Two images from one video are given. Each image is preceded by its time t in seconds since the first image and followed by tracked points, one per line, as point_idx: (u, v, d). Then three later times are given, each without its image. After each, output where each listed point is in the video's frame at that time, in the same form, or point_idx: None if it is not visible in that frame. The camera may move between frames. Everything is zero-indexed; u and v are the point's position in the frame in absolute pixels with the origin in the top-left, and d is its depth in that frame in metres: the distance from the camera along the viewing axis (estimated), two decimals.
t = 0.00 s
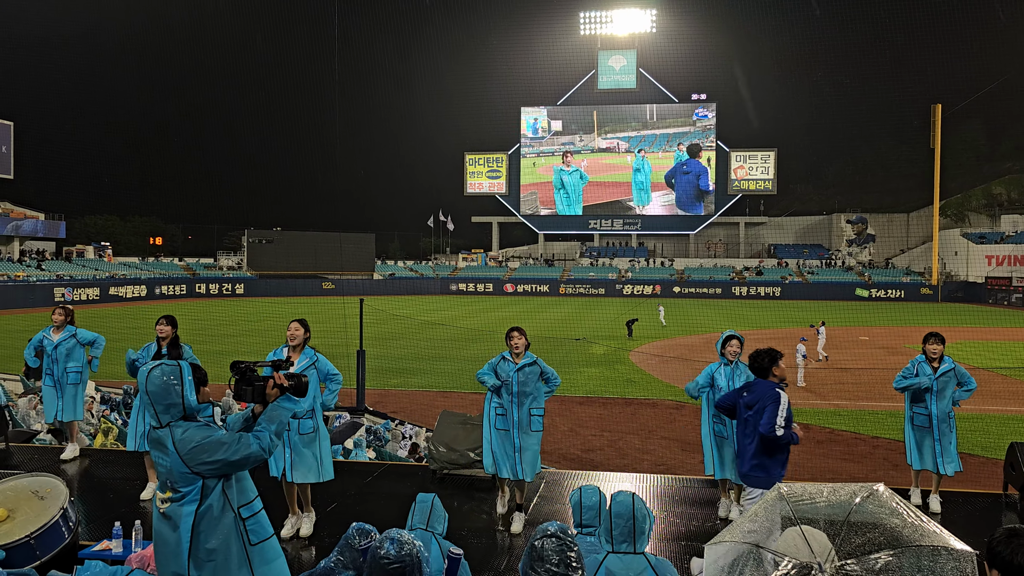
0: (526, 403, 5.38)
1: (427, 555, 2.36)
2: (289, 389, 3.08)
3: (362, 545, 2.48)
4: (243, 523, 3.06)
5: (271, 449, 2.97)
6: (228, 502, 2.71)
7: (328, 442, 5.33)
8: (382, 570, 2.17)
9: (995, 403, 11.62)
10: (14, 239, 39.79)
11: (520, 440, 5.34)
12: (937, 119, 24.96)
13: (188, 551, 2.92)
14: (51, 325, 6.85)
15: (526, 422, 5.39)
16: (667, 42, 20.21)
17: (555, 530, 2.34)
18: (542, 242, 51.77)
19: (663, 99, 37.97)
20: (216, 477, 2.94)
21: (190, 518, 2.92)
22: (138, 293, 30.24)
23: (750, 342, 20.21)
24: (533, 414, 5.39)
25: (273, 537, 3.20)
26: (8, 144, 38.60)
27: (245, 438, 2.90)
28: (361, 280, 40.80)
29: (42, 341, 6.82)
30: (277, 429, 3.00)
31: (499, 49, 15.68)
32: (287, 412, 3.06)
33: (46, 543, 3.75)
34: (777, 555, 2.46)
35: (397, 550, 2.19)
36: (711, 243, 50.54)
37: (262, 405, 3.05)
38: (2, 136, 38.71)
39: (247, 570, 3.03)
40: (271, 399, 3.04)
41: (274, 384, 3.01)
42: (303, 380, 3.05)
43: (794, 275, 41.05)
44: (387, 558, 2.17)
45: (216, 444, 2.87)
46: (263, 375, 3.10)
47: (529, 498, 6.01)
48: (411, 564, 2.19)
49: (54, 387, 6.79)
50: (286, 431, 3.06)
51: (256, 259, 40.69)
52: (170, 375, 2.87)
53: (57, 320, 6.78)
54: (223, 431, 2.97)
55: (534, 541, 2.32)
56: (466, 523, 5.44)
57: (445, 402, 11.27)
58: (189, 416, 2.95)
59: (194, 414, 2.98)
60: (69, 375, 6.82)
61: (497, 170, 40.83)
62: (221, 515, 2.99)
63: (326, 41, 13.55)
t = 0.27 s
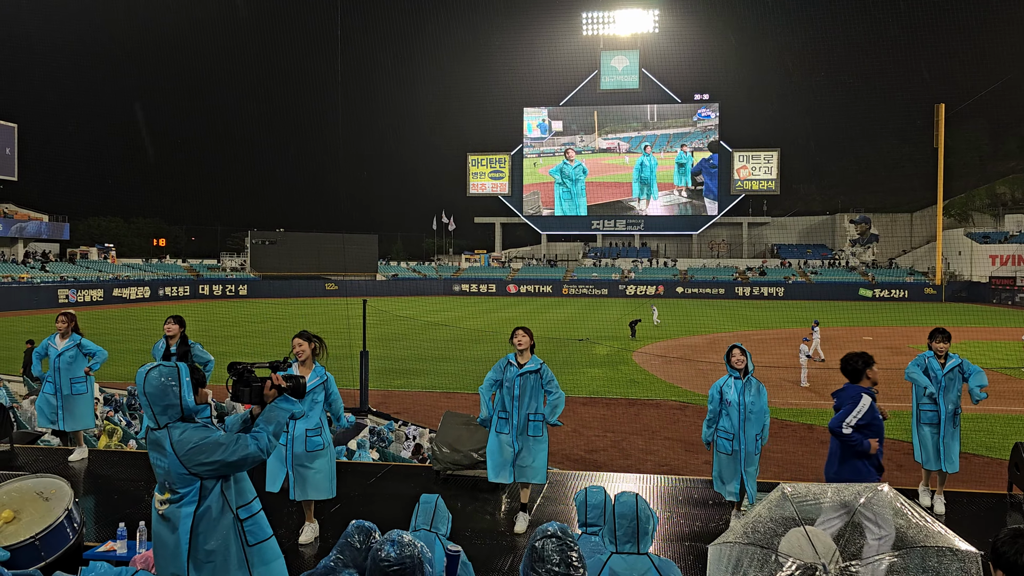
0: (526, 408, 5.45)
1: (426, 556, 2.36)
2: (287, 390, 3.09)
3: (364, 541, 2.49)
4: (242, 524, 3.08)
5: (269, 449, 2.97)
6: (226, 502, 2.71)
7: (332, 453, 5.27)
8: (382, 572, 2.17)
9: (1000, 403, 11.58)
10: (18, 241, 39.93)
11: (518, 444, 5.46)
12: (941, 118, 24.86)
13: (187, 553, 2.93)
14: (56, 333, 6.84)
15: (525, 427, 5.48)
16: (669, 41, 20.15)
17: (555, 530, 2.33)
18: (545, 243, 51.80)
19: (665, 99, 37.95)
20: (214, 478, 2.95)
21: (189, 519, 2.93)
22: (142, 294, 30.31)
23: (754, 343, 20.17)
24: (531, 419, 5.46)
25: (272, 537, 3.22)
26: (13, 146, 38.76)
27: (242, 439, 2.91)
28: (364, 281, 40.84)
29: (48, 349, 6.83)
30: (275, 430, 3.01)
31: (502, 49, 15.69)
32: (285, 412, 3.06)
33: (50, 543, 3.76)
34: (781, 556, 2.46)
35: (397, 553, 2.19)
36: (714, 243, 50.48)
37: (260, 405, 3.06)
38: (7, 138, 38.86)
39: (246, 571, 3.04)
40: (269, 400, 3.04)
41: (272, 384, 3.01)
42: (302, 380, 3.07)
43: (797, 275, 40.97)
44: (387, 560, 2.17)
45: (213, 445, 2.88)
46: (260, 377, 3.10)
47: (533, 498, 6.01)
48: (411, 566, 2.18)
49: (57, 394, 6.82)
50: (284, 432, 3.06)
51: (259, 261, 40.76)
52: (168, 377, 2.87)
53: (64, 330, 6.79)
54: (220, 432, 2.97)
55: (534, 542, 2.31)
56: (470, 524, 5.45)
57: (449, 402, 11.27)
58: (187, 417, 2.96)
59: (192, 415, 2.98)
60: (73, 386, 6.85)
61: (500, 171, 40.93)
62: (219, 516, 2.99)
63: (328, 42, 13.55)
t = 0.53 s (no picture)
0: (525, 410, 5.45)
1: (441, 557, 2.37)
2: (288, 391, 3.05)
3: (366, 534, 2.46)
4: (243, 526, 3.08)
5: (269, 451, 2.95)
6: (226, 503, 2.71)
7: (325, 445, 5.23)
8: (403, 570, 2.17)
9: (1002, 404, 11.56)
10: (20, 242, 39.98)
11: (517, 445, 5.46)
12: (941, 119, 24.87)
13: (186, 555, 2.93)
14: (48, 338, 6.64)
15: (523, 428, 5.47)
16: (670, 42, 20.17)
17: (564, 531, 2.34)
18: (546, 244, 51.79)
19: (666, 100, 37.95)
20: (213, 479, 2.95)
21: (188, 521, 2.93)
22: (143, 296, 30.32)
23: (755, 343, 20.18)
24: (528, 420, 5.45)
25: (273, 539, 3.22)
26: (15, 148, 38.82)
27: (242, 440, 2.89)
28: (365, 282, 40.84)
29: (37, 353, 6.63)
30: (275, 431, 2.98)
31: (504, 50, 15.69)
32: (285, 413, 3.03)
33: (53, 546, 3.76)
34: (782, 557, 2.45)
35: (419, 551, 2.20)
36: (715, 244, 50.46)
37: (259, 407, 3.04)
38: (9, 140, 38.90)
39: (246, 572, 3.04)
40: (268, 401, 3.02)
41: (271, 385, 2.98)
42: (301, 382, 3.05)
43: (798, 276, 40.91)
44: (408, 558, 2.17)
45: (212, 445, 2.88)
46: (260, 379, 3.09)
47: (535, 500, 6.01)
48: (431, 565, 2.19)
49: (42, 400, 6.70)
50: (284, 433, 3.03)
51: (260, 262, 40.77)
52: (168, 378, 2.88)
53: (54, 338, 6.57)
54: (220, 433, 2.97)
55: (546, 543, 2.31)
56: (472, 525, 5.44)
57: (450, 404, 11.27)
58: (187, 418, 2.96)
59: (191, 416, 2.98)
60: (58, 394, 6.71)
61: (501, 172, 41.03)
62: (219, 518, 3.00)
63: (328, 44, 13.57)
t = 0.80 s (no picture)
0: (527, 406, 5.58)
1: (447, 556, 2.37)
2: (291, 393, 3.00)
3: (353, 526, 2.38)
4: (246, 527, 3.10)
5: (274, 453, 2.94)
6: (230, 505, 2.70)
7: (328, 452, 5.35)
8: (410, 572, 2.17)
9: (1003, 404, 11.56)
10: (21, 244, 40.01)
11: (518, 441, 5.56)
12: (942, 120, 24.86)
13: (190, 556, 2.92)
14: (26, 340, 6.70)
15: (525, 425, 5.59)
16: (671, 42, 20.17)
17: (572, 532, 2.33)
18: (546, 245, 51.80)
19: (667, 101, 37.94)
20: (218, 481, 2.95)
21: (192, 523, 2.93)
22: (144, 298, 30.31)
23: (756, 344, 20.16)
24: (533, 417, 5.58)
25: (276, 542, 3.23)
26: (16, 149, 38.85)
27: (247, 442, 2.89)
28: (366, 284, 40.83)
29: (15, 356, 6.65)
30: (279, 433, 2.96)
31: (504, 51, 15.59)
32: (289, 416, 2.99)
33: (54, 547, 3.77)
34: (784, 559, 2.44)
35: (425, 554, 2.19)
36: (716, 245, 50.44)
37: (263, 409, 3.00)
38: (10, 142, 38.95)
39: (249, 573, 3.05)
40: (272, 403, 2.99)
41: (275, 388, 2.92)
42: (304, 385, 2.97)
43: (799, 277, 40.88)
44: (414, 561, 2.18)
45: (217, 447, 2.88)
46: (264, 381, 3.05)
47: (536, 501, 6.00)
48: (437, 567, 2.19)
49: (18, 404, 6.56)
50: (289, 435, 3.02)
51: (261, 264, 40.80)
52: (173, 379, 2.88)
53: (33, 336, 6.64)
54: (224, 434, 2.97)
55: (552, 544, 2.31)
56: (474, 526, 5.44)
57: (451, 405, 11.26)
58: (192, 420, 2.96)
59: (197, 417, 2.98)
60: (35, 396, 6.60)
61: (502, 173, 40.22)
62: (224, 520, 3.00)
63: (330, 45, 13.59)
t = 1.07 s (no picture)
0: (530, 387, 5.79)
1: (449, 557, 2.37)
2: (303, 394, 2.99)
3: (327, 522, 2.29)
4: (258, 528, 3.12)
5: (287, 454, 2.93)
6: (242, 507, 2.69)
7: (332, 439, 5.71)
8: (408, 573, 2.17)
9: (1006, 404, 11.54)
10: (24, 245, 40.08)
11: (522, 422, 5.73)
12: (946, 119, 24.81)
13: (204, 556, 2.93)
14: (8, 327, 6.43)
15: (528, 407, 5.78)
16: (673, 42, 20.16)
17: (574, 532, 2.33)
18: (549, 245, 51.78)
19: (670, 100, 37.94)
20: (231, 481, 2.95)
21: (206, 523, 2.94)
22: (148, 298, 30.37)
23: (759, 344, 20.14)
24: (534, 399, 5.77)
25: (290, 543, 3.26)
26: (19, 150, 38.94)
27: (260, 443, 2.88)
28: (368, 284, 40.86)
29: None
30: (292, 434, 2.95)
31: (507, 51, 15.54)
32: (302, 416, 3.00)
33: (58, 546, 3.77)
34: (785, 559, 2.43)
35: (424, 554, 2.19)
36: (719, 245, 50.41)
37: (275, 410, 2.99)
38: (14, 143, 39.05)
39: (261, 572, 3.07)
40: (284, 404, 2.98)
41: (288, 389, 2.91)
42: (317, 386, 2.94)
43: (803, 277, 40.83)
44: (414, 561, 2.17)
45: (230, 447, 2.87)
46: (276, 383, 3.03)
47: (539, 500, 6.00)
48: (437, 566, 2.19)
49: None
50: (302, 435, 3.01)
51: (264, 264, 40.84)
52: (186, 380, 2.88)
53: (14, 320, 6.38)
54: (237, 435, 2.97)
55: (555, 543, 2.31)
56: (477, 526, 5.44)
57: (454, 405, 11.26)
58: (206, 420, 2.95)
59: (211, 417, 2.98)
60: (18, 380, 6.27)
61: (504, 173, 41.08)
62: (238, 520, 3.02)
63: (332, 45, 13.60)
